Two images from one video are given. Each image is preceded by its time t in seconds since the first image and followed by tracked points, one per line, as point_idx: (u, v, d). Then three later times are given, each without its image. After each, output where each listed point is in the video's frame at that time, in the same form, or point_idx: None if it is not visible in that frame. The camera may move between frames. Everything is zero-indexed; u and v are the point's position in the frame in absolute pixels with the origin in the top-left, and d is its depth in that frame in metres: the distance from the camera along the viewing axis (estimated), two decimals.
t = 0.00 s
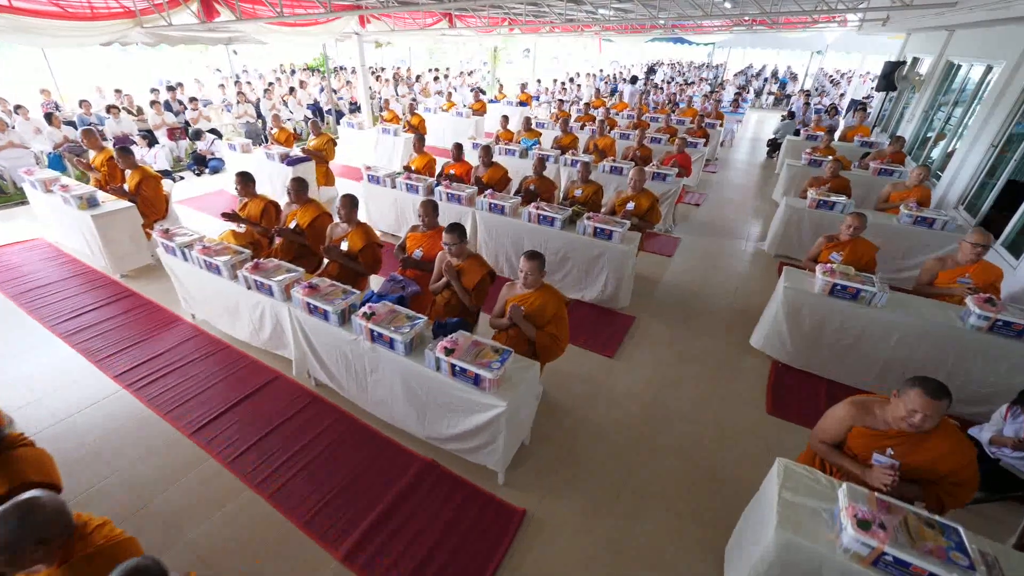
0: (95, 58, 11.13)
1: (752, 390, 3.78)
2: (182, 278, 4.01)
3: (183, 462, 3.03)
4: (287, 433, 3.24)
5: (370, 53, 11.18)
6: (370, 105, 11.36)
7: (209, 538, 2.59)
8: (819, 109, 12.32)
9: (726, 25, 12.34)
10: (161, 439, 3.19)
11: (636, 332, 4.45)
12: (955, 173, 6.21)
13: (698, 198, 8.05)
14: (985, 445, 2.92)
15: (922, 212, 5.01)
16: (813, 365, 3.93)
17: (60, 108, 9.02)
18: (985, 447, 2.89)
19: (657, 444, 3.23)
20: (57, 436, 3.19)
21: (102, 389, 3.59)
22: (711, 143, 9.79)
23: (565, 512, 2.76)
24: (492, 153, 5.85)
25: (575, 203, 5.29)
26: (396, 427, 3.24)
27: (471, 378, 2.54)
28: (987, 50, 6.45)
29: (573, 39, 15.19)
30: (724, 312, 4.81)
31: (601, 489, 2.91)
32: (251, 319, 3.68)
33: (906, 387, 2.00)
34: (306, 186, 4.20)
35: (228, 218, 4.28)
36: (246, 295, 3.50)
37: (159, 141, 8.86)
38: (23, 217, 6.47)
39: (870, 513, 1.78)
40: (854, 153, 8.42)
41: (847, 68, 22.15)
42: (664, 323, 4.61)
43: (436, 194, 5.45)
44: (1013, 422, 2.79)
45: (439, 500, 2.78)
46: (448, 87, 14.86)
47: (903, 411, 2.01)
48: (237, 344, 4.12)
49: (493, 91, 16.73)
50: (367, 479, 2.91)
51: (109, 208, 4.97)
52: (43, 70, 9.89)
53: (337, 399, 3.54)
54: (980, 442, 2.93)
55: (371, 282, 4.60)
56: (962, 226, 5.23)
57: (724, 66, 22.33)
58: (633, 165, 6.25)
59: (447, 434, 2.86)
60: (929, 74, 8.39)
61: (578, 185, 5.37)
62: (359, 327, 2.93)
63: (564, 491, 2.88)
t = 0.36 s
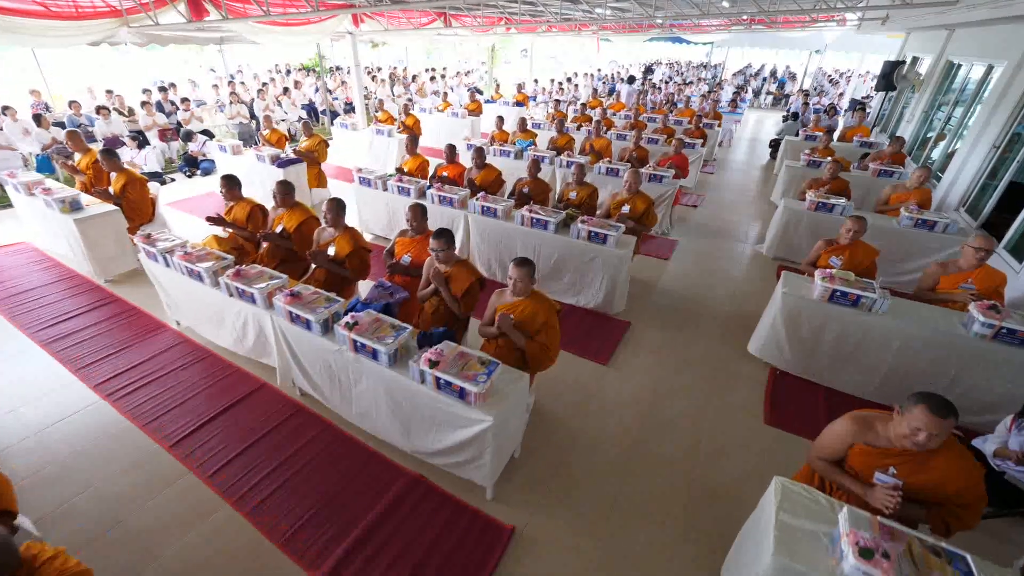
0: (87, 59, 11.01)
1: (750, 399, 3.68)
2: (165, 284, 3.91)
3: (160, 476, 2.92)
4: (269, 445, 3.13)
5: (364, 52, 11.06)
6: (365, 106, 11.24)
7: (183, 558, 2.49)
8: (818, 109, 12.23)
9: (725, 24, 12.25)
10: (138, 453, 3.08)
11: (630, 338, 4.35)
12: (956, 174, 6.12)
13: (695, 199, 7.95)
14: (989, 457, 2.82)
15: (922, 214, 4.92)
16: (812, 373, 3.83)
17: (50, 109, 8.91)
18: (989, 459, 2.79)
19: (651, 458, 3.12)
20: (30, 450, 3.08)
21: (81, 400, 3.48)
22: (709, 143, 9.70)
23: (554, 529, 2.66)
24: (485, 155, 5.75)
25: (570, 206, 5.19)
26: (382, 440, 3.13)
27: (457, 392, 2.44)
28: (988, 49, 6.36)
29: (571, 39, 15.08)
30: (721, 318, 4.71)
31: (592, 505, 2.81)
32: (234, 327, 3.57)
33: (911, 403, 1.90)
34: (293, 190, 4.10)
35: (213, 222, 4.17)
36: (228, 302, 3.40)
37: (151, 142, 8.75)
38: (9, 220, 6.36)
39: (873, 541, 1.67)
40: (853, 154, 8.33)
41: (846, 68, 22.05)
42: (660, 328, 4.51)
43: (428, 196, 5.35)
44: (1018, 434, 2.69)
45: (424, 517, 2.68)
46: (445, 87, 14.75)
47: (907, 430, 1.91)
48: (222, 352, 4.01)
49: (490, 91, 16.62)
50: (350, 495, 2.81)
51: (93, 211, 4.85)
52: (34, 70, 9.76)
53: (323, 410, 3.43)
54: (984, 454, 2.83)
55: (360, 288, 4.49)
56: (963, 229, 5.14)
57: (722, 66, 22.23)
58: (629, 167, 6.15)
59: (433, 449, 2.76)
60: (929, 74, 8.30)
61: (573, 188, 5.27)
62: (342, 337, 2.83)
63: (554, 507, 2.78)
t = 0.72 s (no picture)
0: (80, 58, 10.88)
1: (748, 408, 3.57)
2: (146, 290, 3.79)
3: (136, 493, 2.81)
4: (249, 460, 3.01)
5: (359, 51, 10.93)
6: (360, 106, 11.12)
7: None
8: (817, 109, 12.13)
9: (724, 24, 12.13)
10: (114, 467, 2.97)
11: (627, 345, 4.25)
12: (958, 176, 6.01)
13: (694, 201, 7.85)
14: (997, 472, 2.71)
15: (925, 217, 4.82)
16: (813, 381, 3.73)
17: (41, 109, 8.79)
18: (997, 474, 2.68)
19: (647, 472, 3.02)
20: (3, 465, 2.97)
21: (58, 411, 3.37)
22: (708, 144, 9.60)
23: (545, 549, 2.55)
24: (479, 156, 5.63)
25: (565, 209, 5.08)
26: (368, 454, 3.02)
27: (443, 407, 2.32)
28: (991, 48, 6.25)
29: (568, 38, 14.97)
30: (719, 323, 4.61)
31: (585, 523, 2.70)
32: (217, 335, 3.46)
33: (921, 423, 1.78)
34: (279, 193, 3.98)
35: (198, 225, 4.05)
36: (210, 310, 3.28)
37: (142, 143, 8.62)
38: None
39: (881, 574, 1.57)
40: (854, 155, 8.23)
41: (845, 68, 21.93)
42: (658, 334, 4.41)
43: (421, 199, 5.23)
44: None
45: (410, 535, 2.57)
46: (441, 87, 14.62)
47: (918, 451, 1.79)
48: (206, 360, 3.89)
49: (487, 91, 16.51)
50: (333, 513, 2.69)
51: (77, 215, 4.74)
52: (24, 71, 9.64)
53: (308, 421, 3.31)
54: (992, 469, 2.72)
55: (350, 293, 4.38)
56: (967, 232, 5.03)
57: (721, 66, 22.11)
58: (626, 168, 6.03)
59: (420, 464, 2.64)
60: (930, 74, 8.20)
61: (569, 190, 5.16)
62: (325, 348, 2.71)
63: (545, 525, 2.66)
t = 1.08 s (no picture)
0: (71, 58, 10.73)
1: (748, 420, 3.45)
2: (125, 298, 3.66)
3: (107, 514, 2.68)
4: (226, 479, 2.87)
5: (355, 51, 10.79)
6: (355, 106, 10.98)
7: None
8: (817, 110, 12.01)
9: (723, 23, 12.02)
10: (86, 486, 2.83)
11: (624, 353, 4.12)
12: (962, 178, 5.90)
13: (693, 203, 7.73)
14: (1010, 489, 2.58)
15: (929, 221, 4.70)
16: (815, 392, 3.61)
17: (29, 109, 8.64)
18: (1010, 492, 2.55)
19: (643, 489, 2.90)
20: None
21: (30, 426, 3.23)
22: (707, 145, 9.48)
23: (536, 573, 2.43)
24: (473, 158, 5.50)
25: (561, 212, 4.96)
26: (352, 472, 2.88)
27: (427, 426, 2.20)
28: (995, 48, 6.14)
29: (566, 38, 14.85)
30: (719, 330, 4.48)
31: (578, 544, 2.58)
32: (197, 346, 3.32)
33: (936, 448, 1.66)
34: (264, 196, 3.85)
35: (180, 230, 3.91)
36: (189, 320, 3.15)
37: (132, 143, 8.48)
38: None
39: None
40: (854, 156, 8.11)
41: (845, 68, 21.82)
42: (655, 342, 4.28)
43: (413, 202, 5.10)
44: None
45: (393, 559, 2.44)
46: (438, 87, 14.49)
47: (934, 478, 1.67)
48: (187, 370, 3.76)
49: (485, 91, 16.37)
50: (313, 534, 2.56)
51: (57, 218, 4.60)
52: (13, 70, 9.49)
53: (291, 436, 3.18)
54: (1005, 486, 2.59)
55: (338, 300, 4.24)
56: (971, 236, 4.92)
57: (720, 66, 21.99)
58: (624, 170, 5.91)
59: (404, 485, 2.52)
60: (931, 74, 8.09)
61: (564, 193, 5.04)
62: (305, 362, 2.58)
63: (537, 548, 2.54)
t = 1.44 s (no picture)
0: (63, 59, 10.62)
1: (748, 431, 3.36)
2: (108, 306, 3.55)
3: (83, 533, 2.57)
4: (208, 495, 2.76)
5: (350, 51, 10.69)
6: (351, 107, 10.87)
7: None
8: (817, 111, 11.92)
9: (722, 24, 11.92)
10: (62, 503, 2.73)
11: (621, 361, 4.02)
12: (964, 181, 5.81)
13: (692, 205, 7.64)
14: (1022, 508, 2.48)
15: (932, 225, 4.61)
16: (817, 402, 3.51)
17: (20, 110, 8.53)
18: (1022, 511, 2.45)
19: (640, 504, 2.80)
20: None
21: (8, 439, 3.12)
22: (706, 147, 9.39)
23: None
24: (468, 161, 5.40)
25: (557, 216, 4.86)
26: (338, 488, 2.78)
27: (413, 446, 2.10)
28: (998, 49, 6.06)
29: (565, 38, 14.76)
30: (718, 337, 4.39)
31: (572, 564, 2.48)
32: (180, 356, 3.22)
33: (949, 476, 1.56)
34: (251, 201, 3.74)
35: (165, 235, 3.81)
36: (171, 330, 3.05)
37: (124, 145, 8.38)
38: None
39: None
40: (854, 158, 8.03)
41: (844, 69, 21.72)
42: (653, 349, 4.18)
43: (406, 206, 5.00)
44: None
45: None
46: (435, 87, 14.39)
47: (948, 508, 1.57)
48: (173, 380, 3.65)
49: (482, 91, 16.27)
50: (298, 555, 2.46)
51: (41, 222, 4.51)
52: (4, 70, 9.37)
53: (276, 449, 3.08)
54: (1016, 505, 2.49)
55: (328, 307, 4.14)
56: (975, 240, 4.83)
57: (719, 67, 21.90)
58: (621, 173, 5.81)
59: (391, 505, 2.42)
60: (933, 75, 8.01)
61: (561, 196, 4.94)
62: (289, 376, 2.48)
63: (530, 569, 2.44)
